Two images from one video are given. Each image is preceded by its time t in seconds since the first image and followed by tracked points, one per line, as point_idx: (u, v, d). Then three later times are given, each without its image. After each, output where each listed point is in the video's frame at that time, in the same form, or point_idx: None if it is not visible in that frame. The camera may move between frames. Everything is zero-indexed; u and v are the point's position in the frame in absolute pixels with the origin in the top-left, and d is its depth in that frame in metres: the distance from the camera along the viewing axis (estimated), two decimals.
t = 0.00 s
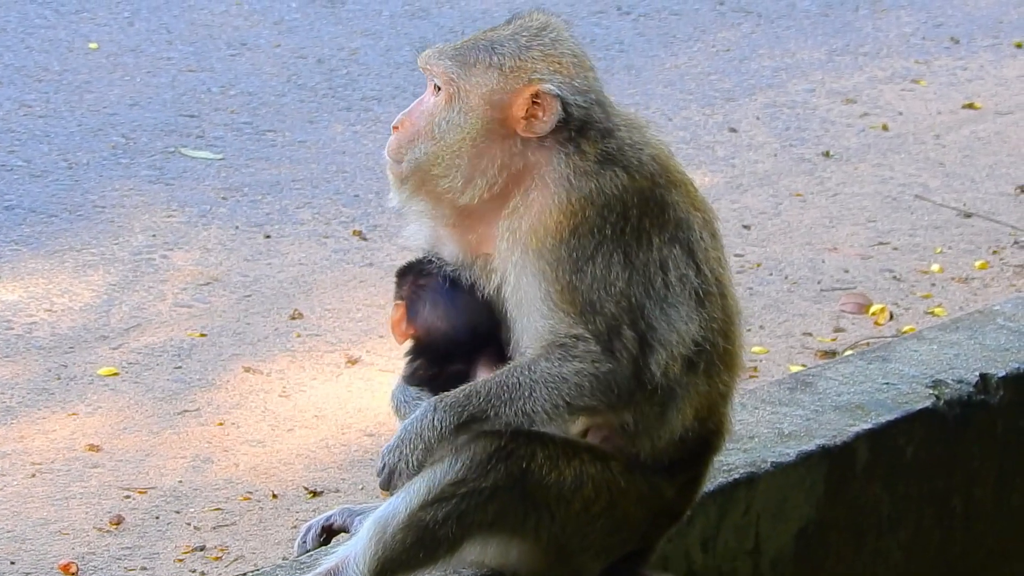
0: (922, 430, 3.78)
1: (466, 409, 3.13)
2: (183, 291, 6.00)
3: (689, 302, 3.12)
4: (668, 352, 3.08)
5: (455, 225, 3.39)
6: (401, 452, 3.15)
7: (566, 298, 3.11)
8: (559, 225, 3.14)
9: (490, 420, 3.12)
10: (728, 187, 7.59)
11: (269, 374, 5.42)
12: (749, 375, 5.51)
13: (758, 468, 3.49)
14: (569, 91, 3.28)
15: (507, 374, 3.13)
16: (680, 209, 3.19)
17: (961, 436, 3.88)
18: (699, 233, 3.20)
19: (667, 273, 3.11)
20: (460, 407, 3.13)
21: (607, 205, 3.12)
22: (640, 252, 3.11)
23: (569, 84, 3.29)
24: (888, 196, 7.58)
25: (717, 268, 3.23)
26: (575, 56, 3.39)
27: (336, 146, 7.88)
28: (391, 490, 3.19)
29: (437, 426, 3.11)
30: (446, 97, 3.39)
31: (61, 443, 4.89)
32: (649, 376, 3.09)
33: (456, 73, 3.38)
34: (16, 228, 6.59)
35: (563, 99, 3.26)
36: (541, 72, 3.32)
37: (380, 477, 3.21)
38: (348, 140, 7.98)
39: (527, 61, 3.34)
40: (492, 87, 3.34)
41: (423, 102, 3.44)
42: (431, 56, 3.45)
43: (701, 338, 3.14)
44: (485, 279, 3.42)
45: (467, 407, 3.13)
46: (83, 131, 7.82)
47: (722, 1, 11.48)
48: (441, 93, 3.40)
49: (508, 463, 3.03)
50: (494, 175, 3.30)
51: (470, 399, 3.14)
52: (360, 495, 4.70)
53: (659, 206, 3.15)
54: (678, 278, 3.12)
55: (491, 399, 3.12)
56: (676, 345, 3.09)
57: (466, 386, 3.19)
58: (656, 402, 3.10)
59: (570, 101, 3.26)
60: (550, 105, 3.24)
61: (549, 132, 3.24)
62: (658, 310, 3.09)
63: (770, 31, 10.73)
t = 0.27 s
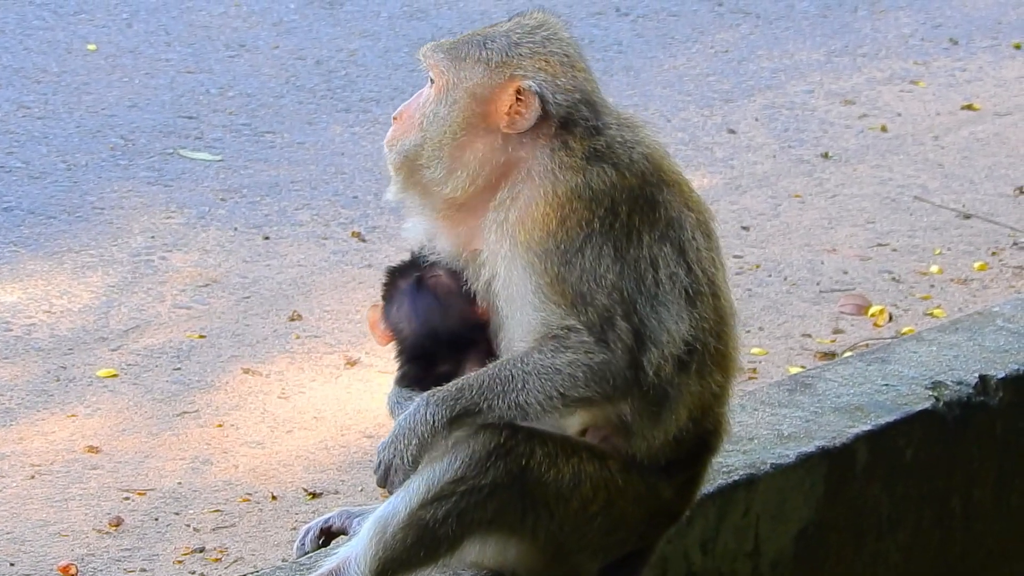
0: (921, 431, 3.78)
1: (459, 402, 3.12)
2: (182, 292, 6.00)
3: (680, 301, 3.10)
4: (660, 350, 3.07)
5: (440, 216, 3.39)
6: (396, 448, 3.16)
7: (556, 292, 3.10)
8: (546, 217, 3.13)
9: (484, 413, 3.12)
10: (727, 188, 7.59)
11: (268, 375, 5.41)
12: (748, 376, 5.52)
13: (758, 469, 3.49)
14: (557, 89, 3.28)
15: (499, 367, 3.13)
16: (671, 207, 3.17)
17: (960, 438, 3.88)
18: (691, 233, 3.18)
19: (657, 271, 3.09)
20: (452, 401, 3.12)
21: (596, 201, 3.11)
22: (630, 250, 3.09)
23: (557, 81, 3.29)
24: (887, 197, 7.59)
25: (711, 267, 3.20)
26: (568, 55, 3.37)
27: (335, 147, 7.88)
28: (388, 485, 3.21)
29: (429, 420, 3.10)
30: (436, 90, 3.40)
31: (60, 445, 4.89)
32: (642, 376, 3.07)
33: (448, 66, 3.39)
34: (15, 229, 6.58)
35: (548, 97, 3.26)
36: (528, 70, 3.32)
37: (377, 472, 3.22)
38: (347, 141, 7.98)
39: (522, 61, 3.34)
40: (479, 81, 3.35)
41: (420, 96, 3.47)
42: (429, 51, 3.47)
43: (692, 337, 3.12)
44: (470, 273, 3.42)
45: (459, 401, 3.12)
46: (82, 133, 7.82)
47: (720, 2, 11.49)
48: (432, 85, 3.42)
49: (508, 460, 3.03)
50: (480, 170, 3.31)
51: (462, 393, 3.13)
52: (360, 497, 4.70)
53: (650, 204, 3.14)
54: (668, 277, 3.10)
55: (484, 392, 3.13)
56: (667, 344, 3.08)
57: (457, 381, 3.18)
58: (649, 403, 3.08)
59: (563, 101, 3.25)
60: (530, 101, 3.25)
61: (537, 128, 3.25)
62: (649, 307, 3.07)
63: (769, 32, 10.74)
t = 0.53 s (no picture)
0: (920, 432, 3.78)
1: (455, 407, 3.10)
2: (181, 292, 6.00)
3: (677, 306, 3.09)
4: (658, 355, 3.07)
5: (436, 213, 3.35)
6: (392, 452, 3.15)
7: (552, 296, 3.08)
8: (542, 221, 3.11)
9: (479, 417, 3.10)
10: (726, 188, 7.59)
11: (267, 375, 5.41)
12: (748, 377, 5.52)
13: (757, 470, 3.49)
14: (567, 92, 3.23)
15: (497, 372, 3.12)
16: (668, 211, 3.16)
17: (959, 438, 3.88)
18: (690, 236, 3.17)
19: (654, 276, 3.09)
20: (449, 405, 3.10)
21: (593, 205, 3.10)
22: (627, 253, 3.08)
23: (565, 84, 3.24)
24: (886, 197, 7.59)
25: (708, 271, 3.19)
26: (574, 53, 3.33)
27: (334, 147, 7.87)
28: (386, 490, 3.23)
29: (427, 425, 3.08)
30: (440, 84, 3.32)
31: (59, 445, 4.89)
32: (639, 380, 3.07)
33: (456, 62, 3.32)
34: (14, 229, 6.58)
35: (563, 102, 3.21)
36: (540, 73, 3.25)
37: (374, 478, 3.23)
38: (345, 141, 7.98)
39: (532, 62, 3.28)
40: (488, 80, 3.28)
41: (422, 87, 3.38)
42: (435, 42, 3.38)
43: (691, 342, 3.11)
44: (461, 268, 3.40)
45: (456, 405, 3.10)
46: (81, 132, 7.81)
47: (719, 2, 11.49)
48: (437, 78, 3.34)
49: (509, 460, 3.03)
50: (483, 170, 3.27)
51: (459, 396, 3.12)
52: (359, 497, 4.70)
53: (646, 208, 3.13)
54: (665, 281, 3.09)
55: (480, 396, 3.11)
56: (664, 348, 3.08)
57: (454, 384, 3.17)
58: (646, 407, 3.09)
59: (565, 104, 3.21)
60: (543, 106, 3.20)
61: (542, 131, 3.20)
62: (646, 311, 3.08)
63: (768, 32, 10.74)
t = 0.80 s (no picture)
0: (919, 436, 3.78)
1: (440, 403, 3.03)
2: (180, 294, 6.00)
3: (668, 313, 2.99)
4: (647, 363, 2.99)
5: (434, 204, 3.37)
6: (379, 448, 3.06)
7: (542, 293, 3.02)
8: (530, 217, 3.05)
9: (465, 413, 3.02)
10: (725, 192, 7.59)
11: (266, 378, 5.41)
12: (746, 380, 5.52)
13: (756, 473, 3.49)
14: (546, 83, 3.19)
15: (483, 368, 3.04)
16: (663, 214, 3.04)
17: (958, 443, 3.88)
18: (685, 243, 3.04)
19: (644, 280, 2.98)
20: (433, 402, 3.03)
21: (582, 205, 3.02)
22: (617, 256, 2.99)
23: (549, 76, 3.20)
24: (885, 201, 7.59)
25: (706, 274, 3.07)
26: (584, 54, 3.26)
27: (333, 149, 7.87)
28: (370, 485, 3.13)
29: (411, 421, 3.02)
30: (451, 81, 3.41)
31: (58, 447, 4.88)
32: (628, 387, 3.00)
33: (464, 51, 3.39)
34: (14, 231, 6.58)
35: (521, 84, 3.20)
36: (513, 60, 3.25)
37: (362, 473, 3.13)
38: (345, 143, 7.98)
39: (531, 58, 3.24)
40: (478, 70, 3.31)
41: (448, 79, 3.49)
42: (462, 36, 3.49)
43: (680, 351, 3.00)
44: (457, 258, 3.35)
45: (441, 401, 3.03)
46: (80, 134, 7.81)
47: (719, 6, 11.50)
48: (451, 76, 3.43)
49: (508, 465, 2.99)
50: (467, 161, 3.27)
51: (444, 393, 3.04)
52: (358, 500, 4.70)
53: (639, 210, 3.02)
54: (653, 287, 2.98)
55: (466, 393, 3.03)
56: (654, 356, 2.99)
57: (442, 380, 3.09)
58: (636, 416, 3.01)
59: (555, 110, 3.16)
60: (531, 104, 3.18)
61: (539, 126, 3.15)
62: (634, 315, 2.98)
63: (767, 35, 10.75)
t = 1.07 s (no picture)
0: (919, 439, 3.78)
1: (428, 395, 3.01)
2: (180, 297, 6.00)
3: (657, 313, 2.91)
4: (636, 364, 2.92)
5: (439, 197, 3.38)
6: (371, 439, 3.05)
7: (531, 287, 2.98)
8: (522, 209, 3.01)
9: (455, 406, 3.00)
10: (725, 195, 7.60)
11: (267, 381, 5.41)
12: (746, 384, 5.52)
13: (756, 476, 3.49)
14: (539, 76, 3.19)
15: (473, 362, 3.01)
16: (658, 214, 2.96)
17: (958, 445, 3.88)
18: (680, 245, 2.96)
19: (633, 278, 2.91)
20: (422, 395, 3.01)
21: (570, 198, 2.96)
22: (608, 252, 2.92)
23: (544, 71, 3.19)
24: (886, 204, 7.59)
25: (703, 277, 2.99)
26: (588, 56, 3.22)
27: (333, 153, 7.88)
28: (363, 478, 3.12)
29: (399, 414, 3.00)
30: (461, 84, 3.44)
31: (58, 450, 4.89)
32: (617, 386, 2.92)
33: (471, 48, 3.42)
34: (14, 234, 6.58)
35: (514, 75, 3.21)
36: (511, 53, 3.26)
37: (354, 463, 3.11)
38: (345, 147, 7.98)
39: (537, 56, 3.22)
40: (481, 68, 3.33)
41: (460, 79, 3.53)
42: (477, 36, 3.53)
43: (669, 352, 2.92)
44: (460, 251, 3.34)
45: (430, 393, 3.01)
46: (80, 137, 7.81)
47: (719, 9, 11.51)
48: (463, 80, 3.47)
49: (530, 451, 2.89)
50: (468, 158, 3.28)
51: (434, 385, 3.02)
52: (359, 503, 4.70)
53: (632, 207, 2.95)
54: (642, 285, 2.91)
55: (454, 386, 3.01)
56: (643, 356, 2.91)
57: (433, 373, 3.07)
58: (626, 416, 2.93)
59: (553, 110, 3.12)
60: (528, 96, 3.18)
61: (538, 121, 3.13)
62: (622, 311, 2.91)
63: (767, 39, 10.76)
